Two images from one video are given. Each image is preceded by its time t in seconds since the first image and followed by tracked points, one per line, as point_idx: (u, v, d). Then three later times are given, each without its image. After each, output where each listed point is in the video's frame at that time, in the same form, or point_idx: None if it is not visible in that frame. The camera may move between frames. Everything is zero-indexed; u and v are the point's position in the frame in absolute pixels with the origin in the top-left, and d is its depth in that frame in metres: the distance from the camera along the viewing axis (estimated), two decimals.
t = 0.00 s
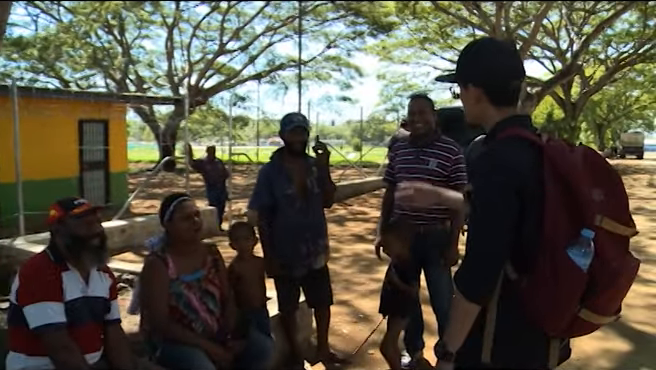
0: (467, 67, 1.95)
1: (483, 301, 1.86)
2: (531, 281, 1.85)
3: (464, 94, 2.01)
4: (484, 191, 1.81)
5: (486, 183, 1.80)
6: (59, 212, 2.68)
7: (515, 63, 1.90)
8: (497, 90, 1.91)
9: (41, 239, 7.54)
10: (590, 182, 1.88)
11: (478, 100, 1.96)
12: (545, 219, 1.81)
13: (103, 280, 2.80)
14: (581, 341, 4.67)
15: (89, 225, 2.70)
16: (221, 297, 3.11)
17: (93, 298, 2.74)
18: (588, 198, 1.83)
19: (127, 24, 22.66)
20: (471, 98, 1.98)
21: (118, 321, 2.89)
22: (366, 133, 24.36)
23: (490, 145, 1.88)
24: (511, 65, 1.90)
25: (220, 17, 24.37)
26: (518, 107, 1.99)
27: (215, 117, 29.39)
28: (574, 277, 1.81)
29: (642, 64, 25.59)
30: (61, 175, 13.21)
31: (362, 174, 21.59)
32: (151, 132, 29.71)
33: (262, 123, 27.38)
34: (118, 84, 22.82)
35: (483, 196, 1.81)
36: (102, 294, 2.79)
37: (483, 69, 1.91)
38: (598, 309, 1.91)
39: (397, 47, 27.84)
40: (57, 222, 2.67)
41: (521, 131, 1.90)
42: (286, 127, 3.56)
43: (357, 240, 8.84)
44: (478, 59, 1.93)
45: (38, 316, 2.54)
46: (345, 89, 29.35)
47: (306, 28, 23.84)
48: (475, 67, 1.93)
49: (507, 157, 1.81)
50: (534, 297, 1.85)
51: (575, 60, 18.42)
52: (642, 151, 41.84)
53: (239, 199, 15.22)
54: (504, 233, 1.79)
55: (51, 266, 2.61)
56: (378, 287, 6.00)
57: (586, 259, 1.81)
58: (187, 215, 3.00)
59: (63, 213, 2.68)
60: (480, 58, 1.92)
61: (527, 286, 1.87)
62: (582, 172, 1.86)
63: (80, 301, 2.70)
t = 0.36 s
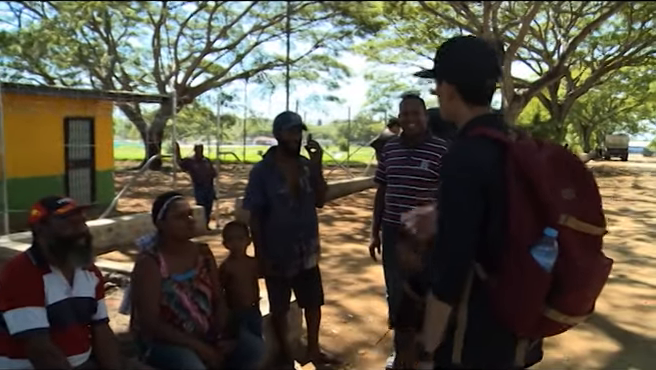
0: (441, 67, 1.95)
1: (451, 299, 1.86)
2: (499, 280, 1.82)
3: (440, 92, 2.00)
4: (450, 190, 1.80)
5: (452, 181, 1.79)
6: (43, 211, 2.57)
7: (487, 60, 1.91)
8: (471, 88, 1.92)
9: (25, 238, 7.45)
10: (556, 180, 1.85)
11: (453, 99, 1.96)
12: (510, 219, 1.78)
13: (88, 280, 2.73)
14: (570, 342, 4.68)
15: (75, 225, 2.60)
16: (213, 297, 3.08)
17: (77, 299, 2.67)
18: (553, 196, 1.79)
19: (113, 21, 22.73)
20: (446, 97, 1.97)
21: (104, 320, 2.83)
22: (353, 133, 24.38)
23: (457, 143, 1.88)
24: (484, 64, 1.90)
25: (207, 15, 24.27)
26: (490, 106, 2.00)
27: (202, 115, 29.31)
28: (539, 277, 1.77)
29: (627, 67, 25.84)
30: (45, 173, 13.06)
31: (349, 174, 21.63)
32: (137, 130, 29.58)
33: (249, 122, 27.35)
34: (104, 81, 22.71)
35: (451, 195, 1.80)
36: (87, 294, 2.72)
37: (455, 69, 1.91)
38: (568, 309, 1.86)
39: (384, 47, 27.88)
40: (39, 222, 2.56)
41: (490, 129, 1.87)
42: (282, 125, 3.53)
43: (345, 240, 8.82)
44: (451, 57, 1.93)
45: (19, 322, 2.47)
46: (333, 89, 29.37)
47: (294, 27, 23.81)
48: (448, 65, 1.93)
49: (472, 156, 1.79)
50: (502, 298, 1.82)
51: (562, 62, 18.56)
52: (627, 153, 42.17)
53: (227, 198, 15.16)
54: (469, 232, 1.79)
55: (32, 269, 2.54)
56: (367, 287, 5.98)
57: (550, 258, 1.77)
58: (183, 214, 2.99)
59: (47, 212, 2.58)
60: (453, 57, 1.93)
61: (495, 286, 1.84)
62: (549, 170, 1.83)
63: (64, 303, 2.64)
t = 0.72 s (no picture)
0: (429, 70, 1.95)
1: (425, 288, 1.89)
2: (471, 268, 1.84)
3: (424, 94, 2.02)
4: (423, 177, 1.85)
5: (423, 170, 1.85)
6: (44, 211, 2.51)
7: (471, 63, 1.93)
8: (452, 90, 1.93)
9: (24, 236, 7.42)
10: (527, 170, 1.85)
11: (435, 101, 1.98)
12: (479, 208, 1.81)
13: (84, 279, 2.69)
14: (572, 344, 4.66)
15: (75, 223, 2.57)
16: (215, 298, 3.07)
17: (74, 300, 2.63)
18: (519, 183, 1.81)
19: (111, 20, 22.77)
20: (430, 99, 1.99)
21: (102, 319, 2.81)
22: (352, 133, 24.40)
23: (434, 136, 1.93)
24: (463, 66, 1.92)
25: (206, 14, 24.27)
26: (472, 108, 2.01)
27: (201, 114, 29.33)
28: (505, 264, 1.78)
29: (625, 69, 25.91)
30: (44, 172, 13.05)
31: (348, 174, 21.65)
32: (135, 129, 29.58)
33: (248, 122, 27.38)
34: (102, 81, 22.74)
35: (423, 188, 1.85)
36: (83, 294, 2.68)
37: (443, 73, 1.92)
38: (537, 295, 1.84)
39: (383, 47, 27.89)
40: (40, 222, 2.50)
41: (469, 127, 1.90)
42: (286, 125, 3.53)
43: (344, 241, 8.81)
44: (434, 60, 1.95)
45: (13, 328, 2.43)
46: (331, 89, 29.40)
47: (292, 27, 23.83)
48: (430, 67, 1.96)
49: (446, 149, 1.83)
50: (474, 285, 1.84)
51: (561, 64, 18.61)
52: (624, 154, 42.27)
53: (225, 198, 15.15)
54: (439, 223, 1.83)
55: (26, 273, 2.48)
56: (367, 288, 5.96)
57: (514, 242, 1.78)
58: (189, 213, 3.01)
59: (48, 212, 2.52)
60: (440, 63, 1.93)
61: (468, 273, 1.85)
62: (521, 160, 1.84)
63: (61, 305, 2.59)
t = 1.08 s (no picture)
0: (444, 80, 2.35)
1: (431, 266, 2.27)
2: (469, 251, 2.20)
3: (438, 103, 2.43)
4: (432, 172, 2.23)
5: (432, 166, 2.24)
6: (53, 214, 2.47)
7: (479, 79, 2.33)
8: (462, 99, 2.33)
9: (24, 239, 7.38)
10: (523, 169, 2.18)
11: (448, 109, 2.37)
12: (477, 201, 2.17)
13: (83, 282, 2.65)
14: (575, 345, 4.65)
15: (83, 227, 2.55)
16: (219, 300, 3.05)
17: (77, 304, 2.60)
18: (514, 178, 2.15)
19: (110, 22, 22.85)
20: (443, 106, 2.39)
21: (102, 323, 2.78)
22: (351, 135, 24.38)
23: (442, 138, 2.32)
24: (471, 79, 2.32)
25: (204, 17, 24.26)
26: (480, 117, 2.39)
27: (200, 117, 29.34)
28: (496, 245, 2.13)
29: (624, 70, 25.96)
30: (42, 176, 13.02)
31: (347, 175, 21.64)
32: (134, 132, 29.58)
33: (247, 124, 27.39)
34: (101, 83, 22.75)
35: (431, 183, 2.23)
36: (84, 296, 2.65)
37: (454, 83, 2.32)
38: (528, 277, 2.15)
39: (382, 49, 27.90)
40: (48, 226, 2.46)
41: (474, 130, 2.28)
42: (290, 128, 3.51)
43: (346, 243, 8.79)
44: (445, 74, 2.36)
45: (20, 337, 2.39)
46: (330, 91, 29.42)
47: (291, 28, 23.85)
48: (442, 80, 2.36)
49: (449, 152, 2.21)
50: (470, 265, 2.20)
51: (559, 65, 18.64)
52: (623, 155, 42.28)
53: (225, 200, 15.14)
54: (442, 214, 2.21)
55: (29, 280, 2.44)
56: (370, 290, 5.95)
57: (508, 226, 2.13)
58: (194, 216, 3.00)
59: (57, 215, 2.49)
60: (454, 77, 2.33)
61: (467, 255, 2.21)
62: (516, 161, 2.18)
63: (64, 310, 2.55)
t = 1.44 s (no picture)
0: (432, 81, 2.50)
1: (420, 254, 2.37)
2: (456, 239, 2.32)
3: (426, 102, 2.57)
4: (420, 164, 2.35)
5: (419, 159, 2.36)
6: (42, 215, 2.40)
7: (464, 79, 2.49)
8: (447, 98, 2.49)
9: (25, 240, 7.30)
10: (505, 163, 2.31)
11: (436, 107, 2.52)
12: (464, 191, 2.28)
13: (81, 282, 2.57)
14: (584, 344, 4.58)
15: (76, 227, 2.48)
16: (221, 301, 2.97)
17: (75, 306, 2.52)
18: (497, 169, 2.28)
19: (110, 21, 22.77)
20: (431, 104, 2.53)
21: (102, 324, 2.70)
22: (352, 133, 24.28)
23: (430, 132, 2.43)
24: (458, 79, 2.49)
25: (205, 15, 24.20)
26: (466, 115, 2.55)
27: (201, 115, 29.27)
28: (482, 233, 2.25)
29: (626, 65, 25.85)
30: (43, 175, 12.97)
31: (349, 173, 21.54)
32: (136, 131, 29.53)
33: (248, 122, 27.32)
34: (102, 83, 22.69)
35: (419, 175, 2.34)
36: (83, 298, 2.57)
37: (440, 84, 2.48)
38: (511, 263, 2.27)
39: (382, 46, 27.79)
40: (38, 227, 2.39)
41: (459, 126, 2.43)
42: (294, 125, 3.44)
43: (349, 241, 8.70)
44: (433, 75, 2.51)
45: (15, 342, 2.32)
46: (331, 89, 29.33)
47: (292, 26, 23.76)
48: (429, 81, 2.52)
49: (438, 145, 2.32)
50: (458, 252, 2.31)
51: (561, 61, 18.54)
52: (625, 150, 42.15)
53: (227, 199, 15.06)
54: (431, 203, 2.30)
55: (23, 283, 2.37)
56: (374, 289, 5.87)
57: (491, 216, 2.25)
58: (196, 215, 2.91)
59: (46, 216, 2.41)
60: (440, 78, 2.49)
61: (454, 244, 2.33)
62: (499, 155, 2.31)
63: (62, 312, 2.48)
